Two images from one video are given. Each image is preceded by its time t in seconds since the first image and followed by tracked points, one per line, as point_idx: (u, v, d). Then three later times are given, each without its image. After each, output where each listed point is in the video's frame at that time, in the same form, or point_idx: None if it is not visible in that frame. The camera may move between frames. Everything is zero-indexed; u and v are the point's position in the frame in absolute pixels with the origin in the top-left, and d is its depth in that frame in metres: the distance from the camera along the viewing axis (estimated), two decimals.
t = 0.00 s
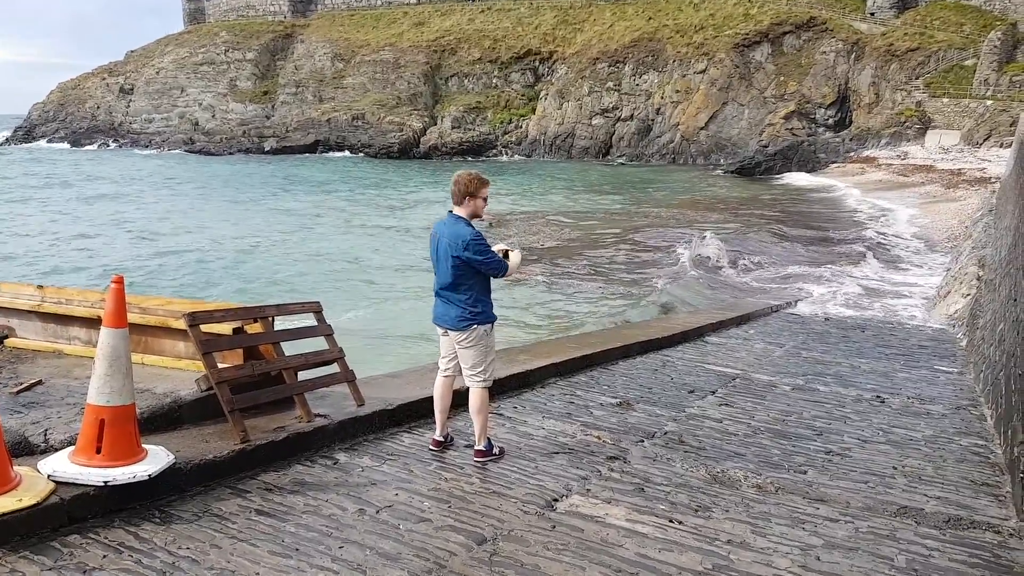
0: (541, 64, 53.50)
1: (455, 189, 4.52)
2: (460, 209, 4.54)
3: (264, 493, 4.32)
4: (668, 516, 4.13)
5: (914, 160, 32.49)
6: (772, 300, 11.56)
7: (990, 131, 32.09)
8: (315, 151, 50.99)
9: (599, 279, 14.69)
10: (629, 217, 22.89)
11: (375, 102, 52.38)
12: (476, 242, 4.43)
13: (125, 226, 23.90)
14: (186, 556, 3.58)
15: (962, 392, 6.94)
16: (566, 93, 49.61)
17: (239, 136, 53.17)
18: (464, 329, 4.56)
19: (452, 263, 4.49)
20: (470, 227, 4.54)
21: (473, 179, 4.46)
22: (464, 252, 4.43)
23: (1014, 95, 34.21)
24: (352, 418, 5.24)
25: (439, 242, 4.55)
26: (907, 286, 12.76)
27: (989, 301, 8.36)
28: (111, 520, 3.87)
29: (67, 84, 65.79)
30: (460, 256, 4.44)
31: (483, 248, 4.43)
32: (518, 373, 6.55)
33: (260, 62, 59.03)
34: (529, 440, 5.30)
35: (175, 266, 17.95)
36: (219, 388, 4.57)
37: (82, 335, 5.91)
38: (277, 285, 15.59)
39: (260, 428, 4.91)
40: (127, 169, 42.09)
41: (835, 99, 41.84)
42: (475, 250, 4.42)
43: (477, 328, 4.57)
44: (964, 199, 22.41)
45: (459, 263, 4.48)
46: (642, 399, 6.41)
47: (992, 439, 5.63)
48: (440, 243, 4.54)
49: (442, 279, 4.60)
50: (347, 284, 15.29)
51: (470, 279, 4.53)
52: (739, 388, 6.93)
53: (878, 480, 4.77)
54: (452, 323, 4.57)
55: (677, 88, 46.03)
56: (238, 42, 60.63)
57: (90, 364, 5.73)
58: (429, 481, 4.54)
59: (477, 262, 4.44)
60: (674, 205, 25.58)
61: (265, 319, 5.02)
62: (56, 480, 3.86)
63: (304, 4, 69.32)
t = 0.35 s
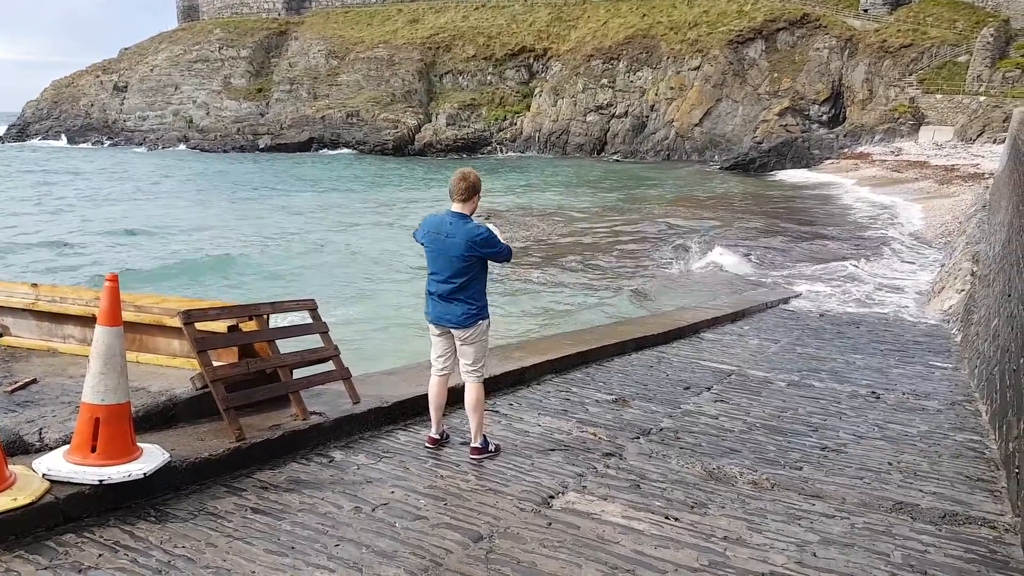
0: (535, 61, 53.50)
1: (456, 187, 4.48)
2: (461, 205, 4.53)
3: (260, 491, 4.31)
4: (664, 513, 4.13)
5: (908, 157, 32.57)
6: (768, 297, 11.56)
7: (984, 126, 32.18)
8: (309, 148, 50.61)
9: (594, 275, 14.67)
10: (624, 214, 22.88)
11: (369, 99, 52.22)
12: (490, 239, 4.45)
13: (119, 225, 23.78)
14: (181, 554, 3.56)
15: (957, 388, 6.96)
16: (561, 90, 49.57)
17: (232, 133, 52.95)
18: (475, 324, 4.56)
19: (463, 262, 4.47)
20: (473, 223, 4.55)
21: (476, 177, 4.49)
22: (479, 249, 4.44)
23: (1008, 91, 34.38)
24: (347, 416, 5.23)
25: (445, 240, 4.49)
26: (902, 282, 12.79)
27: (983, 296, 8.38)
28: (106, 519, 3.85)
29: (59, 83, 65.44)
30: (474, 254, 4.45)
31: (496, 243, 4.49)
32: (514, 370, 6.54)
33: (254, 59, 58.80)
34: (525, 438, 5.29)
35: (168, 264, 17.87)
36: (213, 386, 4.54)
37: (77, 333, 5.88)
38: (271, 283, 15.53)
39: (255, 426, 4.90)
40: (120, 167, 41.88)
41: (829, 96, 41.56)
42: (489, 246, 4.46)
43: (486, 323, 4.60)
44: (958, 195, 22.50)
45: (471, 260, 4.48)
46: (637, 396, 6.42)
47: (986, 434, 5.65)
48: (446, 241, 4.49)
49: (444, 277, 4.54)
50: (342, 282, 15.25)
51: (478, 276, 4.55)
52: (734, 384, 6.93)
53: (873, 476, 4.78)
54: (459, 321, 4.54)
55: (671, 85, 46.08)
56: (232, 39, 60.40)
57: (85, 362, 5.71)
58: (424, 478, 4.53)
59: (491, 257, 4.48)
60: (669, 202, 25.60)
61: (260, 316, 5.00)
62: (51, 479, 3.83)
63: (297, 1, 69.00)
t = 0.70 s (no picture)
0: (532, 61, 53.48)
1: (454, 187, 4.48)
2: (460, 205, 4.52)
3: (257, 493, 4.29)
4: (663, 514, 4.12)
5: (905, 155, 32.63)
6: (766, 296, 11.55)
7: (980, 125, 32.25)
8: (306, 149, 50.26)
9: (591, 275, 14.67)
10: (622, 213, 22.88)
11: (367, 100, 52.18)
12: (491, 238, 4.46)
13: (116, 226, 23.73)
14: (178, 558, 3.55)
15: (955, 387, 6.96)
16: (558, 90, 49.57)
17: (230, 134, 52.90)
18: (478, 324, 4.57)
19: (465, 262, 4.46)
20: (473, 222, 4.55)
21: (474, 177, 4.49)
22: (481, 249, 4.44)
23: (1003, 90, 34.50)
24: (345, 418, 5.21)
25: (446, 241, 4.48)
26: (899, 280, 12.79)
27: (981, 295, 8.39)
28: (103, 522, 3.83)
29: (56, 84, 65.31)
30: (476, 254, 4.45)
31: (496, 242, 4.48)
32: (512, 371, 6.53)
33: (251, 60, 58.71)
34: (522, 439, 5.27)
35: (165, 265, 17.83)
36: (211, 389, 4.53)
37: (73, 335, 5.86)
38: (268, 284, 15.51)
39: (252, 428, 4.88)
40: (117, 168, 41.81)
41: (825, 95, 41.72)
42: (490, 245, 4.46)
43: (488, 322, 4.61)
44: (954, 194, 22.56)
45: (474, 260, 4.47)
46: (635, 396, 6.40)
47: (985, 433, 5.64)
48: (446, 242, 4.48)
49: (446, 279, 4.52)
50: (340, 282, 15.23)
51: (480, 275, 4.55)
52: (732, 383, 6.93)
53: (872, 475, 4.77)
54: (461, 321, 4.53)
55: (667, 85, 46.07)
56: (229, 40, 60.35)
57: (82, 365, 5.69)
58: (423, 480, 4.52)
59: (492, 256, 4.48)
60: (666, 201, 25.61)
61: (257, 317, 4.98)
62: (47, 483, 3.81)
63: (294, 2, 68.90)
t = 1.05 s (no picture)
0: (526, 66, 53.57)
1: (448, 193, 4.48)
2: (455, 210, 4.51)
3: (255, 502, 4.27)
4: (663, 518, 4.11)
5: (900, 156, 32.73)
6: (763, 297, 11.55)
7: (974, 124, 32.38)
8: (301, 157, 50.28)
9: (588, 279, 14.67)
10: (617, 217, 22.92)
11: (362, 107, 52.23)
12: (486, 242, 4.44)
13: (112, 235, 23.71)
14: (176, 568, 3.52)
15: (952, 386, 6.96)
16: (553, 95, 49.62)
17: (225, 142, 52.90)
18: (476, 329, 4.55)
19: (461, 267, 4.45)
20: (467, 227, 4.54)
21: (468, 182, 4.49)
22: (476, 253, 4.43)
23: (996, 89, 34.66)
24: (342, 425, 5.20)
25: (441, 246, 4.47)
26: (895, 281, 12.80)
27: (977, 294, 8.40)
28: (100, 533, 3.81)
29: (51, 94, 65.26)
30: (471, 258, 4.43)
31: (493, 247, 4.47)
32: (509, 376, 6.52)
33: (246, 68, 58.73)
34: (521, 443, 5.27)
35: (162, 274, 17.81)
36: (208, 397, 4.51)
37: (69, 345, 5.84)
38: (265, 291, 15.49)
39: (250, 436, 4.86)
40: (113, 178, 41.79)
41: (819, 97, 41.30)
42: (486, 249, 4.44)
43: (486, 326, 4.60)
44: (949, 193, 22.63)
45: (469, 265, 4.46)
46: (633, 399, 6.40)
47: (983, 432, 5.64)
48: (442, 247, 4.47)
49: (442, 283, 4.52)
50: (336, 289, 15.22)
51: (476, 280, 4.54)
52: (730, 385, 6.93)
53: (871, 476, 4.76)
54: (458, 326, 4.52)
55: (661, 89, 46.16)
56: (224, 49, 60.38)
57: (78, 375, 5.67)
58: (421, 487, 4.51)
59: (488, 261, 4.47)
60: (662, 204, 25.64)
61: (253, 326, 4.97)
62: (43, 494, 3.79)
63: (288, 10, 69.01)
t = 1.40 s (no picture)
0: (521, 68, 53.60)
1: (441, 193, 4.47)
2: (447, 211, 4.50)
3: (247, 502, 4.25)
4: (654, 519, 4.11)
5: (894, 159, 32.86)
6: (756, 300, 11.57)
7: (968, 128, 32.56)
8: (295, 158, 50.15)
9: (582, 280, 14.67)
10: (611, 218, 22.95)
11: (356, 107, 52.19)
12: (478, 243, 4.44)
13: (103, 235, 23.58)
14: (167, 568, 3.50)
15: (945, 389, 6.97)
16: (547, 97, 49.61)
17: (219, 142, 52.75)
18: (467, 329, 4.54)
19: (453, 269, 4.44)
20: (460, 228, 4.53)
21: (461, 184, 4.49)
22: (467, 255, 4.43)
23: (990, 93, 34.88)
24: (335, 425, 5.19)
25: (433, 247, 4.46)
26: (888, 284, 12.84)
27: (970, 296, 8.42)
28: (90, 533, 3.79)
29: (43, 93, 64.95)
30: (463, 260, 4.43)
31: (485, 248, 4.47)
32: (502, 377, 6.50)
33: (240, 68, 58.59)
34: (513, 444, 5.26)
35: (154, 273, 17.72)
36: (200, 397, 4.48)
37: (61, 345, 5.81)
38: (258, 291, 15.44)
39: (242, 437, 4.84)
40: (105, 177, 41.61)
41: (813, 100, 41.73)
42: (477, 251, 4.44)
43: (477, 327, 4.58)
44: (943, 197, 22.71)
45: (460, 266, 4.45)
46: (626, 400, 6.40)
47: (975, 435, 5.66)
48: (434, 249, 4.46)
49: (434, 284, 4.51)
50: (330, 290, 15.18)
51: (468, 282, 4.53)
52: (723, 387, 6.93)
53: (863, 479, 4.77)
54: (449, 327, 4.51)
55: (656, 91, 46.25)
56: (218, 48, 60.21)
57: (69, 375, 5.64)
58: (414, 488, 4.49)
59: (479, 262, 4.47)
60: (656, 206, 25.68)
61: (245, 326, 4.95)
62: (35, 494, 3.76)
63: (283, 10, 68.93)
